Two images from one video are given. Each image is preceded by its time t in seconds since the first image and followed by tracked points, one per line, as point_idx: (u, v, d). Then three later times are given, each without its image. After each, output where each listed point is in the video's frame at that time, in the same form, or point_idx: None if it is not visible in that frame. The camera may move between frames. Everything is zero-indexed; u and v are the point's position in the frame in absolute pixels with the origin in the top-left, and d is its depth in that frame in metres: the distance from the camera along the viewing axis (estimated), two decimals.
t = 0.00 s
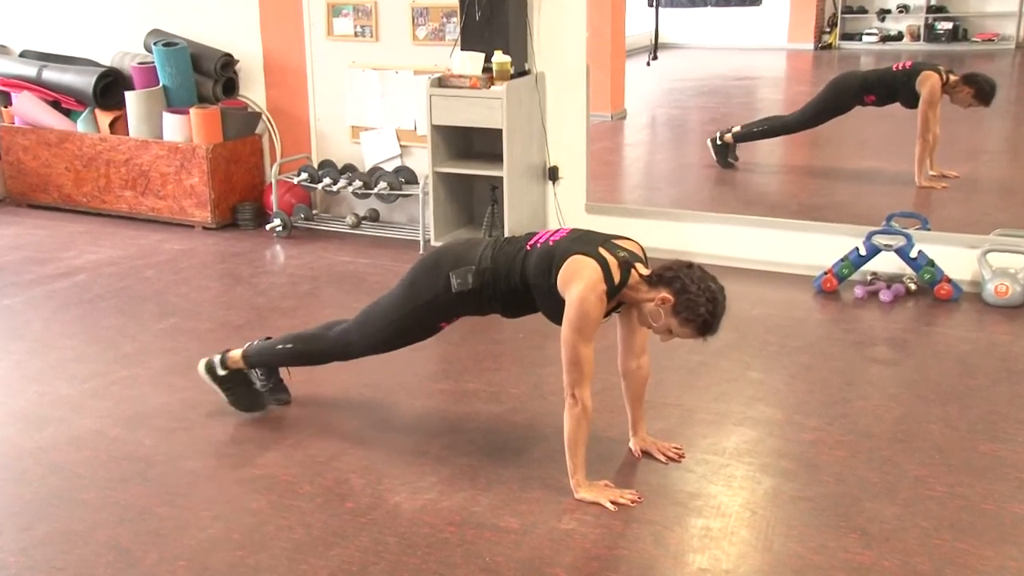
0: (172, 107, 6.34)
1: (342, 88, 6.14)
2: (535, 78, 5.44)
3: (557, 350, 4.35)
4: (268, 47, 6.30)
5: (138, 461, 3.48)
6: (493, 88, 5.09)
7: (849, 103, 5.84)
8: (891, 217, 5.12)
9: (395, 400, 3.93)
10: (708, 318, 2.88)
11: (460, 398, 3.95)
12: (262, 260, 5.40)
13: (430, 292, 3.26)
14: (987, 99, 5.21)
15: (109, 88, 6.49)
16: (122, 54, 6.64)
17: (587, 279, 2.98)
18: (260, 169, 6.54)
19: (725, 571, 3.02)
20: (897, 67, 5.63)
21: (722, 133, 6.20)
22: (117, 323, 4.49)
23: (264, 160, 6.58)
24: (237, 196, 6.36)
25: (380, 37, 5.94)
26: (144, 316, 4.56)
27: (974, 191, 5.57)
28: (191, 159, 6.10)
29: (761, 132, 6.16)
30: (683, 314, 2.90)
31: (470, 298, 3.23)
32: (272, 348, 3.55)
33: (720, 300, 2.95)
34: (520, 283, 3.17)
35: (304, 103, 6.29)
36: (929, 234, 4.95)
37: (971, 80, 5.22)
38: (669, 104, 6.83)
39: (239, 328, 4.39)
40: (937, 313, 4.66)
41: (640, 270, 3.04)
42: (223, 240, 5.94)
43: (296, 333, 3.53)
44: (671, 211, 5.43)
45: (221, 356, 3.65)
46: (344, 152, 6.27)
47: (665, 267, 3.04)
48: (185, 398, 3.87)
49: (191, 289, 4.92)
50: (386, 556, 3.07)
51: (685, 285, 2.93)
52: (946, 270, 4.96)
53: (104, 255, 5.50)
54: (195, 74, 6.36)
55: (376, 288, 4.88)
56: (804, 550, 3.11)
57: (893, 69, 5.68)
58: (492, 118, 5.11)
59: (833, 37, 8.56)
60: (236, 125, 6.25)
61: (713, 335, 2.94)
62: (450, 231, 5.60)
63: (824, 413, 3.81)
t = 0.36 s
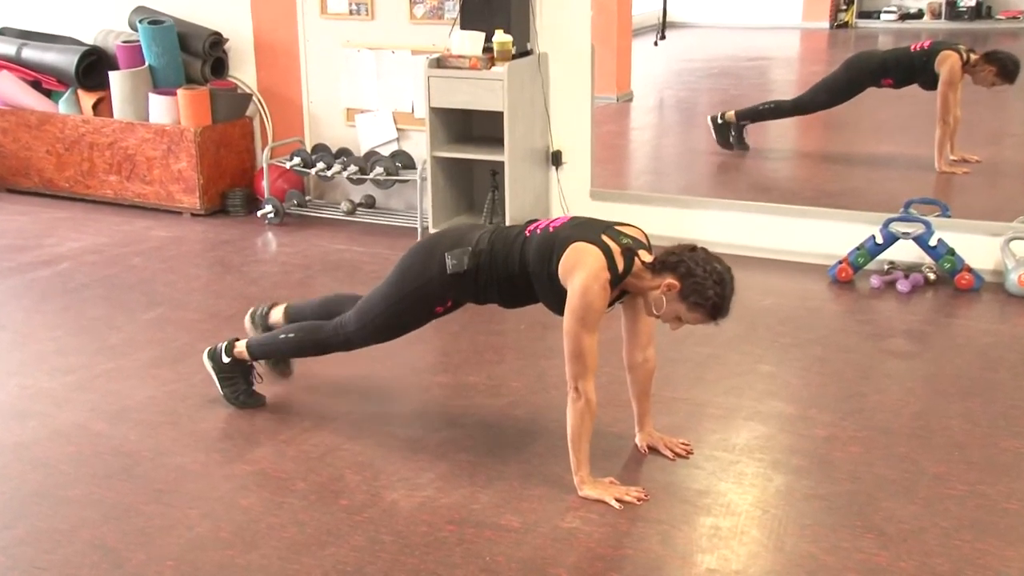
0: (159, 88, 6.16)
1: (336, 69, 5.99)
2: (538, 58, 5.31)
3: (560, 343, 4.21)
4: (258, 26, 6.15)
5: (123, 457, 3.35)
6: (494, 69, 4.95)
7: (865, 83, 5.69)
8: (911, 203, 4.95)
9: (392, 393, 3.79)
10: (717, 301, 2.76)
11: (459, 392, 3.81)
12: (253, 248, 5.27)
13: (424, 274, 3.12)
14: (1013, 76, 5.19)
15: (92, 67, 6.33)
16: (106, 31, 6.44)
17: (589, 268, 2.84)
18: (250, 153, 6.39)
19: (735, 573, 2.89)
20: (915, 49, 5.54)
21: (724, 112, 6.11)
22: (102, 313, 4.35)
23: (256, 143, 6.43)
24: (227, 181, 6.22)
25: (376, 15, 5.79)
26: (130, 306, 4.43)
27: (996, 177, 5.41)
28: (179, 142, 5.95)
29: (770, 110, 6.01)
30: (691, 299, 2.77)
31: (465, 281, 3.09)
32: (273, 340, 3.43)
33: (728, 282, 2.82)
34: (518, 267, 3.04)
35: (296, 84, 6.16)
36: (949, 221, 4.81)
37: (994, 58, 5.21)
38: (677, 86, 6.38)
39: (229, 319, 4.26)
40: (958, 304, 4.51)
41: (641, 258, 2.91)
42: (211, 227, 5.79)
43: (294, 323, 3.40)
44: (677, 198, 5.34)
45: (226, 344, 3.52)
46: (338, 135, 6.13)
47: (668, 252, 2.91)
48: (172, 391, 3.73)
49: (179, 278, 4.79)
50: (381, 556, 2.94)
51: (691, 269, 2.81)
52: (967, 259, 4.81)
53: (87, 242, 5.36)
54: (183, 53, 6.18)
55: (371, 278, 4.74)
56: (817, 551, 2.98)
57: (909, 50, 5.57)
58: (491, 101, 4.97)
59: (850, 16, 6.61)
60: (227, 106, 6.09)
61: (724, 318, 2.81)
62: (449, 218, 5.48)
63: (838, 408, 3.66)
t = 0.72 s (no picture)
0: (149, 67, 6.01)
1: (335, 48, 5.85)
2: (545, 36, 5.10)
3: (568, 334, 4.08)
4: (253, 5, 6.01)
5: (113, 451, 3.22)
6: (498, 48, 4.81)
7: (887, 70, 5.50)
8: (936, 187, 4.74)
9: (393, 386, 3.66)
10: (736, 280, 2.63)
11: (464, 384, 3.68)
12: (248, 234, 5.14)
13: (425, 266, 3.00)
14: None
15: (80, 45, 6.13)
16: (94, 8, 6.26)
17: (601, 255, 2.71)
18: (245, 135, 6.23)
19: (750, 573, 2.76)
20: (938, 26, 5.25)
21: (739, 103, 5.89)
22: (92, 302, 4.23)
23: (251, 126, 6.27)
24: (221, 165, 6.06)
25: None
26: (120, 295, 4.30)
27: None
28: (170, 123, 5.79)
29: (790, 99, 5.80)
30: (708, 281, 2.65)
31: (466, 273, 2.96)
32: (269, 330, 3.29)
33: (744, 261, 2.69)
34: (524, 258, 2.90)
35: (294, 64, 6.01)
36: (976, 207, 4.65)
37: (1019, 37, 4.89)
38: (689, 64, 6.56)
39: (223, 309, 4.13)
40: (984, 294, 4.36)
41: (653, 244, 2.79)
42: (202, 211, 5.65)
43: (293, 314, 3.28)
44: (690, 183, 5.15)
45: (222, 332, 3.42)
46: (338, 117, 5.99)
47: (679, 235, 2.78)
48: (165, 383, 3.61)
49: (171, 265, 4.66)
50: (381, 555, 2.82)
51: (705, 250, 2.69)
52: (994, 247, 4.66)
53: (74, 228, 5.23)
54: (175, 31, 6.05)
55: (371, 266, 4.61)
56: (836, 550, 2.84)
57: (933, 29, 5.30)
58: (495, 80, 4.83)
59: None
60: (219, 86, 5.92)
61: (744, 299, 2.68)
62: (451, 203, 5.32)
63: (858, 402, 3.52)
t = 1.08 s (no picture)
0: (140, 46, 5.82)
1: (334, 27, 5.68)
2: (553, 14, 4.93)
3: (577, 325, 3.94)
4: None
5: (103, 446, 3.10)
6: (506, 26, 4.67)
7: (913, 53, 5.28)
8: (962, 171, 4.60)
9: (396, 378, 3.53)
10: (745, 274, 2.51)
11: (469, 377, 3.55)
12: (244, 220, 5.02)
13: (430, 270, 2.87)
14: None
15: (65, 22, 5.88)
16: None
17: (601, 242, 2.58)
18: (240, 117, 6.07)
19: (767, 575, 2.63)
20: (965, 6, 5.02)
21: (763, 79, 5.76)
22: (80, 290, 4.11)
23: (245, 107, 6.10)
24: (215, 148, 5.90)
25: None
26: (110, 283, 4.18)
27: None
28: (163, 105, 5.62)
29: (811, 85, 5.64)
30: (715, 272, 2.52)
31: (472, 274, 2.82)
32: (273, 327, 3.18)
33: (756, 253, 2.56)
34: (527, 253, 2.75)
35: (291, 43, 5.84)
36: (1006, 194, 4.50)
37: None
38: (706, 45, 6.78)
39: (218, 298, 4.01)
40: (1012, 284, 4.21)
41: (658, 230, 2.65)
42: (196, 196, 5.52)
43: (299, 314, 3.16)
44: (706, 168, 4.98)
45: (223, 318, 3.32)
46: (338, 99, 5.81)
47: (687, 222, 2.65)
48: (158, 374, 3.49)
49: (163, 252, 4.54)
50: (383, 554, 2.69)
51: (715, 240, 2.56)
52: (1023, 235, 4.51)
53: (62, 213, 5.11)
54: (167, 7, 5.89)
55: (372, 254, 4.49)
56: (857, 551, 2.71)
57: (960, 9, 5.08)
58: (502, 60, 4.70)
59: None
60: (213, 65, 5.77)
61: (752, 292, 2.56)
62: (456, 187, 5.19)
63: (881, 396, 3.38)
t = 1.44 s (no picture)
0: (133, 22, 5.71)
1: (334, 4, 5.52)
2: None
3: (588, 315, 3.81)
4: None
5: (94, 440, 2.98)
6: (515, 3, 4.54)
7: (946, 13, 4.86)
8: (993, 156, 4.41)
9: (400, 370, 3.41)
10: (765, 282, 2.40)
11: (476, 369, 3.42)
12: (241, 205, 4.90)
13: (440, 217, 2.72)
14: None
15: None
16: None
17: (622, 231, 2.46)
18: (238, 97, 5.89)
19: None
20: None
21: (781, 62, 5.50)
22: (70, 278, 3.99)
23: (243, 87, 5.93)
24: (211, 129, 5.73)
25: None
26: (102, 270, 4.06)
27: None
28: (157, 84, 5.47)
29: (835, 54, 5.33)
30: (735, 278, 2.41)
31: (485, 227, 2.69)
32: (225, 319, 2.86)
33: (779, 260, 2.45)
34: (546, 220, 2.65)
35: (290, 21, 5.68)
36: None
37: None
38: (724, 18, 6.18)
39: (214, 286, 3.89)
40: None
41: (681, 225, 2.53)
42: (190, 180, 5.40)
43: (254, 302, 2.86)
44: (723, 150, 4.85)
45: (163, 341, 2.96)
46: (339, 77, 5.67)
47: (713, 220, 2.53)
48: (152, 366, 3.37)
49: (156, 238, 4.42)
50: (385, 553, 2.57)
51: (739, 244, 2.44)
52: None
53: (50, 196, 5.00)
54: None
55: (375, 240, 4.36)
56: (881, 551, 2.58)
57: None
58: (511, 38, 4.57)
59: None
60: (209, 42, 5.59)
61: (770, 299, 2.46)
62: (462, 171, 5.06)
63: (907, 390, 3.24)
